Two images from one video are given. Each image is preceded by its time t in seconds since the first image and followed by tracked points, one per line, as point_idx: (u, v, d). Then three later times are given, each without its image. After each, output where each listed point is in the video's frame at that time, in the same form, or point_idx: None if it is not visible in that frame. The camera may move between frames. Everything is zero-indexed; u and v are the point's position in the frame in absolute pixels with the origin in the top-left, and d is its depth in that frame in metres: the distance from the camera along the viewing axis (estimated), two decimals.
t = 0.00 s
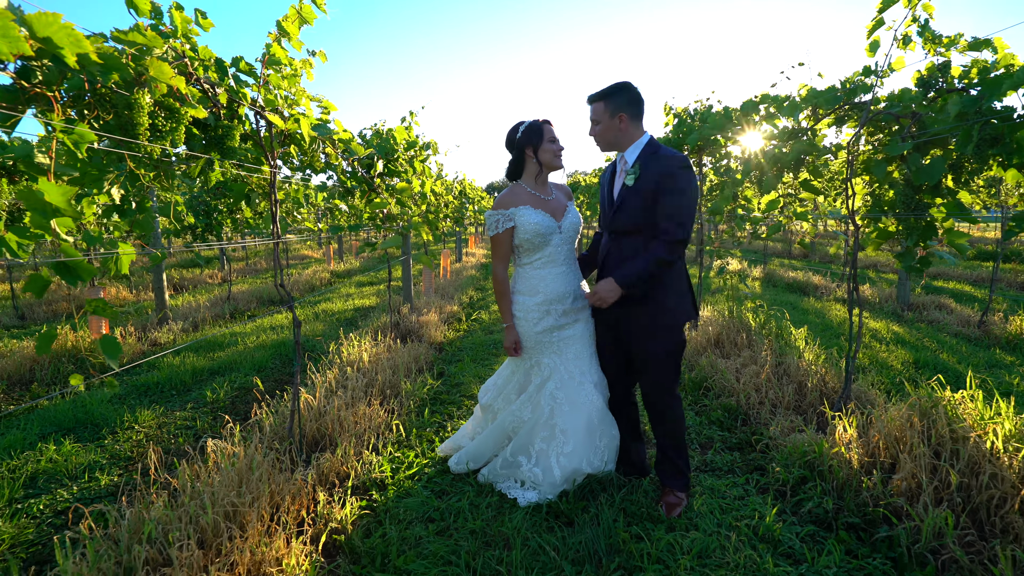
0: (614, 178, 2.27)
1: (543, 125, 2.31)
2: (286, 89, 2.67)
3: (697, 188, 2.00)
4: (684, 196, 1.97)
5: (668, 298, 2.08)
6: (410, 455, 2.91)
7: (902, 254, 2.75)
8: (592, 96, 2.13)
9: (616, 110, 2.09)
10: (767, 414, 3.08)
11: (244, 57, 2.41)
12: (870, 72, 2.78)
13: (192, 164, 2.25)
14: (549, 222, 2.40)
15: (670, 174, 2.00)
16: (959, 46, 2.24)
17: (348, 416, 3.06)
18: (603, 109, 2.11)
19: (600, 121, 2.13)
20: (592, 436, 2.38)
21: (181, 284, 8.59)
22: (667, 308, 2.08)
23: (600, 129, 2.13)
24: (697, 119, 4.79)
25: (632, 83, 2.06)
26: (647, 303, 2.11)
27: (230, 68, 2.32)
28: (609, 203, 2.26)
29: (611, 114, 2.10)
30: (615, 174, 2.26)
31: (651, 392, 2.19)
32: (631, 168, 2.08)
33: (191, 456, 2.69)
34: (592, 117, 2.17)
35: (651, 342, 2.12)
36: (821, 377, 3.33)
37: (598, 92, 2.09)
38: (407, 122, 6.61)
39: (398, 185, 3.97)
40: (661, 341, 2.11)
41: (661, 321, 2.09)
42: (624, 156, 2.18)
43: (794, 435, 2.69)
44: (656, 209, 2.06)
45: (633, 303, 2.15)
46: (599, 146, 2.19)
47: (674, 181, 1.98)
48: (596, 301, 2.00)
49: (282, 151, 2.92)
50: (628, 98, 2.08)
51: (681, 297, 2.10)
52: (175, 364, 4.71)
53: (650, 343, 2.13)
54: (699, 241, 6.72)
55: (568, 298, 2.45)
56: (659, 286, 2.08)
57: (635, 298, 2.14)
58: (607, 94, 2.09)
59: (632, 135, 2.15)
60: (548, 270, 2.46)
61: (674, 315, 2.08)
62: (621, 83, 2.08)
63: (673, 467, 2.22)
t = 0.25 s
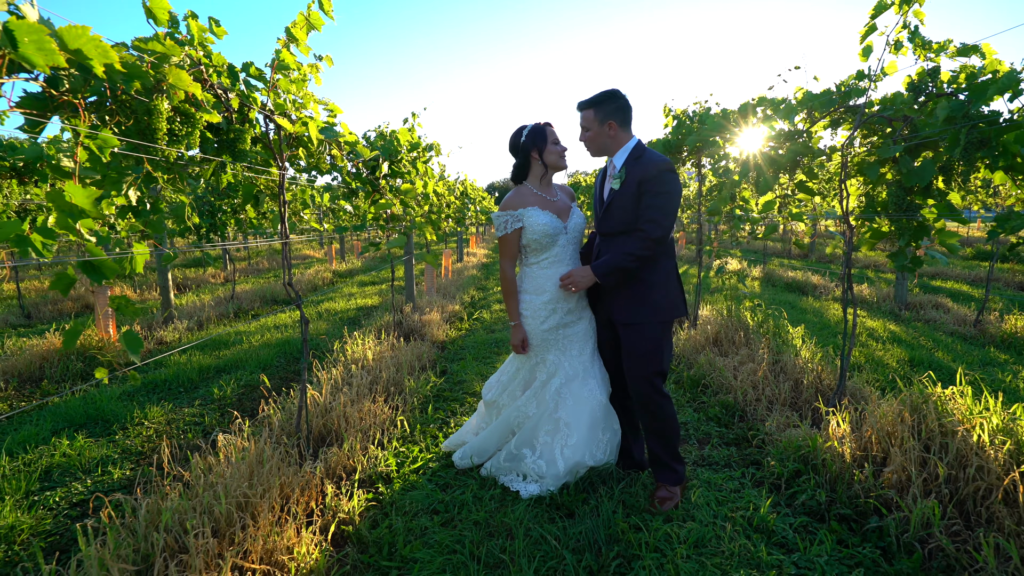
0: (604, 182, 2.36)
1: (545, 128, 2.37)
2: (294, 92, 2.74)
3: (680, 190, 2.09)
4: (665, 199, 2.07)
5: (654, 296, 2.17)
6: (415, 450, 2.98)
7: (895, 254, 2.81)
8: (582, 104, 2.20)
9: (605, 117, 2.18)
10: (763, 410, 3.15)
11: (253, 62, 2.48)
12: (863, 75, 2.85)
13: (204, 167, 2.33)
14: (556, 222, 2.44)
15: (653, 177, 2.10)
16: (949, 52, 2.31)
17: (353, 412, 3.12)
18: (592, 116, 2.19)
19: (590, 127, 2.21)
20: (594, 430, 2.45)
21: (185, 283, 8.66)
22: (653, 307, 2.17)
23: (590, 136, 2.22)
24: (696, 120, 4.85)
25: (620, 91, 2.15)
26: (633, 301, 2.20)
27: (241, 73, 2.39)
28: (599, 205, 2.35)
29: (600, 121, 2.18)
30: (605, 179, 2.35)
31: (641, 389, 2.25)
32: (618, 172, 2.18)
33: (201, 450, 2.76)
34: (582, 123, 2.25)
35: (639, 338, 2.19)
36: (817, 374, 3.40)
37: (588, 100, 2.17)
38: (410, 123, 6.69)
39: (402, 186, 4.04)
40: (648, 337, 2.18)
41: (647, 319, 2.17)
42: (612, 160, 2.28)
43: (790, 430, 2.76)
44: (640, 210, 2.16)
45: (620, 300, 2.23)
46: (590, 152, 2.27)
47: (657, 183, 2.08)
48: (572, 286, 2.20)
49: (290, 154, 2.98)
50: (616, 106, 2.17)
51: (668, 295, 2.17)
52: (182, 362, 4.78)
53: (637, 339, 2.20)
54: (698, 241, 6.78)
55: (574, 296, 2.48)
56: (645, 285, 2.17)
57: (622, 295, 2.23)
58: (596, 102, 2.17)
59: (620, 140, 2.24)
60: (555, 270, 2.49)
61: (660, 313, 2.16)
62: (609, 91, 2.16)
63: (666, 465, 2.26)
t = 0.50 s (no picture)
0: (598, 183, 2.45)
1: (548, 130, 2.43)
2: (302, 96, 2.81)
3: (665, 190, 2.16)
4: (650, 199, 2.14)
5: (644, 294, 2.24)
6: (419, 444, 3.06)
7: (888, 253, 2.90)
8: (575, 109, 2.30)
9: (598, 122, 2.27)
10: (760, 406, 3.22)
11: (264, 67, 2.55)
12: (857, 79, 2.92)
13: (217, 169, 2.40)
14: (563, 222, 2.49)
15: (638, 178, 2.17)
16: (939, 56, 2.39)
17: (359, 407, 3.20)
18: (586, 122, 2.28)
19: (584, 133, 2.31)
20: (597, 423, 2.53)
21: (189, 282, 8.74)
22: (644, 304, 2.24)
23: (583, 140, 2.32)
24: (695, 122, 4.92)
25: (611, 97, 2.23)
26: (625, 299, 2.28)
27: (252, 78, 2.46)
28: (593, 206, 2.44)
29: (593, 127, 2.28)
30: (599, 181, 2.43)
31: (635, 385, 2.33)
32: (607, 175, 2.26)
33: (212, 444, 2.84)
34: (575, 128, 2.34)
35: (631, 335, 2.28)
36: (813, 371, 3.47)
37: (582, 105, 2.25)
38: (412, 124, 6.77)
39: (407, 186, 4.12)
40: (639, 334, 2.26)
41: (639, 316, 2.25)
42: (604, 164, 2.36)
43: (785, 425, 2.83)
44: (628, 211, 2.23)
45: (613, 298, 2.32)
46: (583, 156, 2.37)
47: (642, 184, 2.15)
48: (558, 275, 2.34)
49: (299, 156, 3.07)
50: (607, 111, 2.25)
51: (658, 293, 2.24)
52: (189, 360, 4.85)
53: (630, 336, 2.28)
54: (697, 240, 6.85)
55: (579, 294, 2.54)
56: (635, 283, 2.25)
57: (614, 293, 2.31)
58: (589, 108, 2.26)
59: (612, 144, 2.32)
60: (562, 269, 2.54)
61: (651, 310, 2.23)
62: (600, 97, 2.24)
63: (661, 460, 2.32)
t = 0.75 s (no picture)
0: (597, 185, 2.51)
1: (550, 133, 2.50)
2: (310, 98, 2.87)
3: (658, 191, 2.22)
4: (643, 200, 2.21)
5: (640, 292, 2.31)
6: (425, 439, 3.13)
7: (883, 252, 2.96)
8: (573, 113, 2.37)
9: (595, 126, 2.33)
10: (758, 402, 3.29)
11: (274, 70, 2.62)
12: (854, 82, 2.98)
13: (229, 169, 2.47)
14: (569, 221, 2.55)
15: (631, 180, 2.24)
16: (932, 61, 2.46)
17: (366, 403, 3.27)
18: (583, 126, 2.35)
19: (582, 136, 2.38)
20: (599, 417, 2.60)
21: (193, 281, 8.81)
22: (640, 302, 2.31)
23: (581, 144, 2.39)
24: (695, 123, 4.98)
25: (609, 102, 2.30)
26: (622, 297, 2.35)
27: (263, 81, 2.53)
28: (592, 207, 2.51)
29: (591, 130, 2.35)
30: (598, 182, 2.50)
31: (635, 380, 2.39)
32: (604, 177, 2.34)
33: (223, 438, 2.91)
34: (574, 132, 2.41)
35: (629, 331, 2.35)
36: (811, 368, 3.53)
37: (580, 110, 2.32)
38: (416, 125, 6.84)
39: (411, 186, 4.19)
40: (637, 331, 2.33)
41: (636, 314, 2.32)
42: (601, 166, 2.44)
43: (783, 420, 2.89)
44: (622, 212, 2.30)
45: (611, 296, 2.39)
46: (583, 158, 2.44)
47: (636, 186, 2.22)
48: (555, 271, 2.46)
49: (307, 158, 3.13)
50: (604, 115, 2.32)
51: (654, 291, 2.31)
52: (196, 357, 4.93)
53: (628, 332, 2.35)
54: (698, 240, 6.91)
55: (583, 292, 2.60)
56: (631, 282, 2.32)
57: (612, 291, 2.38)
58: (586, 112, 2.33)
59: (609, 146, 2.39)
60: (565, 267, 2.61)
61: (649, 307, 2.30)
62: (597, 101, 2.31)
63: (661, 453, 2.38)
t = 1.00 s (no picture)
0: (598, 186, 2.57)
1: (552, 136, 2.56)
2: (318, 101, 2.93)
3: (655, 191, 2.28)
4: (641, 200, 2.27)
5: (640, 290, 2.37)
6: (430, 435, 3.19)
7: (879, 251, 3.02)
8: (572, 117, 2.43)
9: (595, 130, 2.39)
10: (757, 398, 3.35)
11: (284, 73, 2.68)
12: (850, 85, 3.04)
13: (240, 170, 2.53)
14: (574, 222, 2.61)
15: (629, 181, 2.30)
16: (926, 64, 2.52)
17: (371, 400, 3.33)
18: (583, 129, 2.41)
19: (582, 140, 2.44)
20: (602, 412, 2.66)
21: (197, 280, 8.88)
22: (640, 300, 2.37)
23: (581, 147, 2.46)
24: (695, 124, 5.04)
25: (608, 106, 2.36)
26: (623, 296, 2.41)
27: (274, 84, 2.59)
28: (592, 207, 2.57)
29: (591, 134, 2.41)
30: (598, 184, 2.56)
31: (636, 376, 2.46)
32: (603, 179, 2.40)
33: (233, 433, 2.97)
34: (574, 135, 2.47)
35: (630, 329, 2.41)
36: (808, 365, 3.59)
37: (580, 114, 2.38)
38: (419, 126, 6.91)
39: (416, 187, 4.26)
40: (638, 328, 2.39)
41: (636, 312, 2.38)
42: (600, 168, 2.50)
43: (780, 416, 2.95)
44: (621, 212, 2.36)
45: (612, 294, 2.45)
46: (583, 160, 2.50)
47: (634, 187, 2.28)
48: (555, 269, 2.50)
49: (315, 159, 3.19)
50: (603, 119, 2.37)
51: (654, 289, 2.37)
52: (202, 355, 4.99)
53: (629, 330, 2.41)
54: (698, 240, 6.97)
55: (586, 290, 2.66)
56: (631, 281, 2.38)
57: (613, 290, 2.45)
58: (586, 116, 2.39)
59: (608, 149, 2.45)
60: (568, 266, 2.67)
61: (649, 305, 2.36)
62: (596, 106, 2.37)
63: (662, 447, 2.45)
